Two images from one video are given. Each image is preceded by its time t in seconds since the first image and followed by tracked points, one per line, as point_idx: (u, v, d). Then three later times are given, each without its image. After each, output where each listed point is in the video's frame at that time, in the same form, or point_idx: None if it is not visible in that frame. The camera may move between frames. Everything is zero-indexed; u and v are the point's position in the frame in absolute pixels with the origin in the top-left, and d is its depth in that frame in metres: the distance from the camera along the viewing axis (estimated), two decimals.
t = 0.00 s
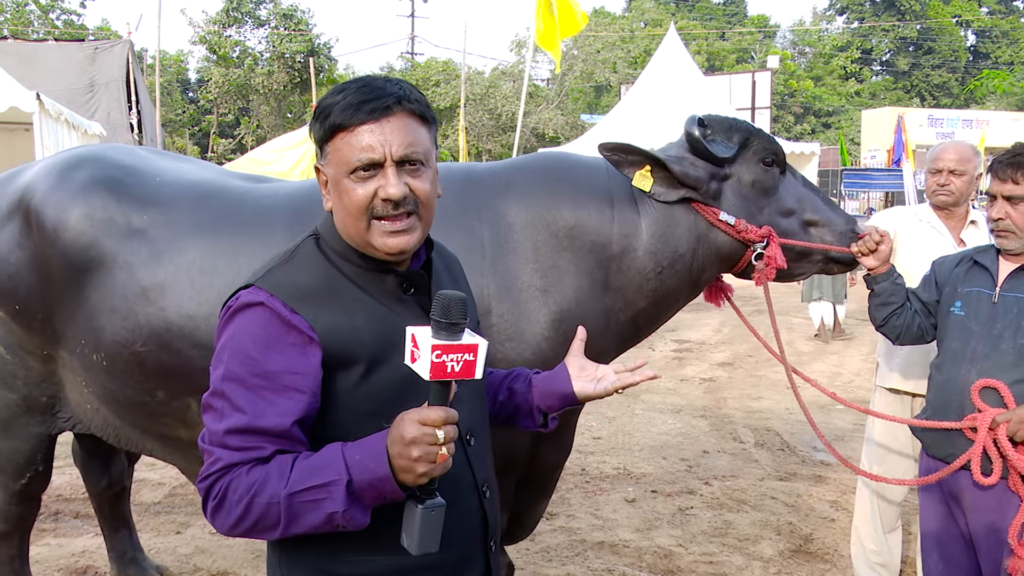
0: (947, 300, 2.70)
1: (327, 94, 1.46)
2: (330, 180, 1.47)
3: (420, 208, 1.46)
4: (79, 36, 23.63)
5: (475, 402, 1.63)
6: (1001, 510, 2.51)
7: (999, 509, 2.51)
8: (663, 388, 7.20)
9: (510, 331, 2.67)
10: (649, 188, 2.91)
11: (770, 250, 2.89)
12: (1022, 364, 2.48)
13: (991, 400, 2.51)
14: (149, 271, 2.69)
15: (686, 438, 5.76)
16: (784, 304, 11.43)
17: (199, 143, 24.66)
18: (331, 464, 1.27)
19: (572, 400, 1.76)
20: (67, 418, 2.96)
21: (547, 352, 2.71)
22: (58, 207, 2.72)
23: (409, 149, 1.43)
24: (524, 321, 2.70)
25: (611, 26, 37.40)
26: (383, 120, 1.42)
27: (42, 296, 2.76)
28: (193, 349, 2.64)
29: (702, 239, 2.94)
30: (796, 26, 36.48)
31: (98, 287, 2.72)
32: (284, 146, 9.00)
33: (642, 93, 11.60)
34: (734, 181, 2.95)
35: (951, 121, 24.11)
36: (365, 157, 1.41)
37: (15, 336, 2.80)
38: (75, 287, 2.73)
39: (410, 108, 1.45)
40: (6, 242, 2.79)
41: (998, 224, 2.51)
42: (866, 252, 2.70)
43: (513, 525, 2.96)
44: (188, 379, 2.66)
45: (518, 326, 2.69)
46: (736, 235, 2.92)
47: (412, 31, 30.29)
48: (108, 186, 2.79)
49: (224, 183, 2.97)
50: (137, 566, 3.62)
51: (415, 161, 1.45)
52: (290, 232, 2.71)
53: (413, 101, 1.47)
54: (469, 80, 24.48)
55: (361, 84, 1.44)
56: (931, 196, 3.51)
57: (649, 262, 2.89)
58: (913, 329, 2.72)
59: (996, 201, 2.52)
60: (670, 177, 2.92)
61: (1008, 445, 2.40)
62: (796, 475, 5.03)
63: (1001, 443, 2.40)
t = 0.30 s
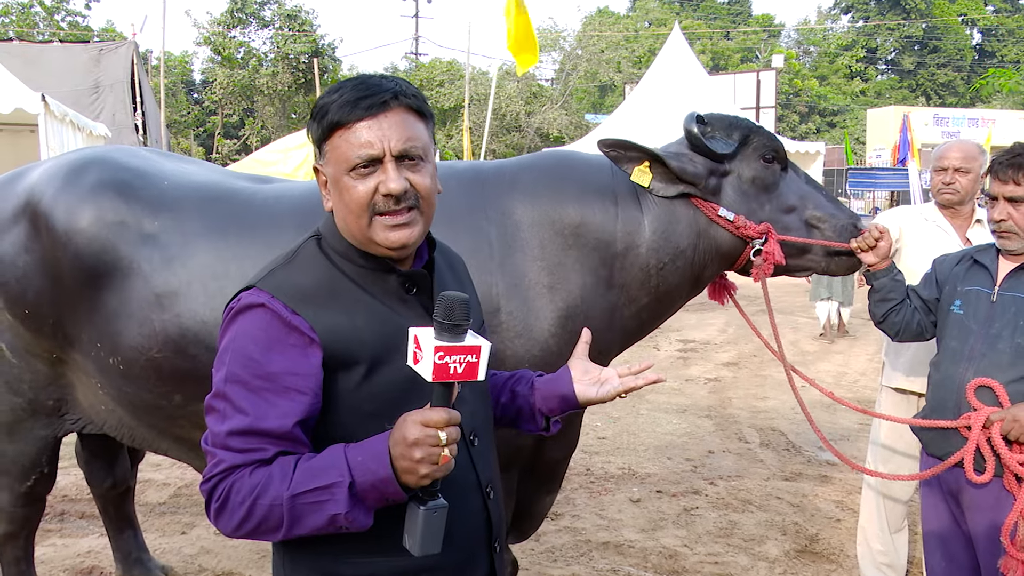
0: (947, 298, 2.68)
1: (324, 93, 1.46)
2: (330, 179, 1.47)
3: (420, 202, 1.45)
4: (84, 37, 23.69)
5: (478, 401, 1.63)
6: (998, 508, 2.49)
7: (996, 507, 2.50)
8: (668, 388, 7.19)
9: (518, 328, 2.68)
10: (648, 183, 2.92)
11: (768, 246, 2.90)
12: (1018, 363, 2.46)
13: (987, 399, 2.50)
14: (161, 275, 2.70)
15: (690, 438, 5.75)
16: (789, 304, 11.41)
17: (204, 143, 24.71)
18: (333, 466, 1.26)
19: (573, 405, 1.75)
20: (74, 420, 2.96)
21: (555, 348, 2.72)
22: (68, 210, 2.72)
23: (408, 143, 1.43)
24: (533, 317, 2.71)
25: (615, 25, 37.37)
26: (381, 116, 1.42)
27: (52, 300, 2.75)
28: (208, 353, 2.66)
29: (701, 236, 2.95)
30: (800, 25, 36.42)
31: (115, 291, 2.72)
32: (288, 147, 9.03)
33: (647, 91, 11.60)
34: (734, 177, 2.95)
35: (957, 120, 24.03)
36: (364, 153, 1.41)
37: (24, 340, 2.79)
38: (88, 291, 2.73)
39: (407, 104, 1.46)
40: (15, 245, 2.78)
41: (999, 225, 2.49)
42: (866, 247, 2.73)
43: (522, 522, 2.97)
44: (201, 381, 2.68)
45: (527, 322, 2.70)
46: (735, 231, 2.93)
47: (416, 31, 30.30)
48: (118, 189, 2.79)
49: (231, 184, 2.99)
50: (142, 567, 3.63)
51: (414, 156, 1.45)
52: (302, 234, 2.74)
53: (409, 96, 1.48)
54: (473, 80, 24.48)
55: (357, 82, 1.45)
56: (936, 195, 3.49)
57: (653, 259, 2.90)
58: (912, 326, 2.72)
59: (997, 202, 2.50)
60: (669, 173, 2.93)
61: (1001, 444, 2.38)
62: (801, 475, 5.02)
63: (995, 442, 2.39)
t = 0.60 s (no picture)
0: (945, 297, 2.68)
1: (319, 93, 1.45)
2: (327, 179, 1.46)
3: (418, 201, 1.45)
4: (86, 39, 23.72)
5: (478, 403, 1.62)
6: (998, 507, 2.49)
7: (996, 505, 2.49)
8: (670, 387, 7.18)
9: (521, 322, 2.71)
10: (644, 180, 2.94)
11: (763, 244, 2.93)
12: (1016, 362, 2.45)
13: (985, 398, 2.49)
14: (175, 275, 2.72)
15: (692, 438, 5.74)
16: (790, 303, 11.40)
17: (206, 145, 24.74)
18: (332, 469, 1.26)
19: (573, 405, 1.73)
20: (82, 421, 2.96)
21: (556, 342, 2.75)
22: (81, 211, 2.73)
23: (404, 141, 1.43)
24: (535, 312, 2.74)
25: (616, 25, 37.35)
26: (376, 113, 1.42)
27: (65, 302, 2.75)
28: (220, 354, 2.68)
29: (698, 233, 2.97)
30: (802, 25, 36.41)
31: (133, 293, 2.74)
32: (289, 148, 9.03)
33: (649, 91, 11.62)
34: (730, 176, 2.97)
35: (959, 118, 24.02)
36: (360, 152, 1.41)
37: (34, 342, 2.79)
38: (103, 293, 2.74)
39: (401, 101, 1.46)
40: (26, 246, 2.78)
41: (998, 224, 2.48)
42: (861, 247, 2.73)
43: (524, 518, 2.98)
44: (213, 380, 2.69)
45: (529, 317, 2.73)
46: (730, 229, 2.94)
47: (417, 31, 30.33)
48: (130, 191, 2.81)
49: (239, 185, 3.02)
50: (145, 568, 3.63)
51: (411, 153, 1.45)
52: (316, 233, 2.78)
53: (405, 94, 1.48)
54: (474, 81, 24.50)
55: (353, 81, 1.45)
56: (936, 194, 3.48)
57: (651, 255, 2.93)
58: (910, 324, 2.72)
59: (995, 201, 2.49)
60: (665, 171, 2.96)
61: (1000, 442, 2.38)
62: (804, 475, 5.01)
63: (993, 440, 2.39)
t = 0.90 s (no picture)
0: (948, 296, 2.67)
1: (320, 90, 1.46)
2: (331, 177, 1.47)
3: (423, 192, 1.46)
4: (88, 40, 23.76)
5: (480, 403, 1.62)
6: (1003, 507, 2.48)
7: (1001, 506, 2.49)
8: (672, 387, 7.17)
9: (524, 319, 2.74)
10: (637, 178, 2.98)
11: (753, 244, 2.94)
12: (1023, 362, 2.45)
13: (992, 399, 2.49)
14: (184, 275, 2.73)
15: (695, 438, 5.74)
16: (793, 303, 11.39)
17: (208, 146, 24.77)
18: (336, 471, 1.26)
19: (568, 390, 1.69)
20: (87, 421, 2.97)
21: (558, 339, 2.78)
22: (88, 213, 2.74)
23: (408, 134, 1.44)
24: (537, 309, 2.77)
25: (619, 25, 37.36)
26: (380, 107, 1.43)
27: (71, 303, 2.75)
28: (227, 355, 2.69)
29: (693, 230, 2.99)
30: (804, 24, 36.42)
31: (142, 293, 2.75)
32: (292, 148, 9.03)
33: (651, 91, 11.66)
34: (723, 175, 2.99)
35: (962, 118, 23.95)
36: (366, 144, 1.41)
37: (40, 344, 2.79)
38: (111, 294, 2.74)
39: (404, 96, 1.47)
40: (32, 248, 2.78)
41: (1003, 223, 2.48)
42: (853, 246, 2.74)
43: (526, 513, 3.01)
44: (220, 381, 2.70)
45: (532, 314, 2.76)
46: (722, 229, 2.96)
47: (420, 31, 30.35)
48: (136, 191, 2.81)
49: (243, 185, 3.04)
50: (147, 568, 3.63)
51: (414, 147, 1.46)
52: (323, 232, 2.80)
53: (405, 89, 1.49)
54: (476, 81, 24.51)
55: (355, 78, 1.46)
56: (938, 193, 3.47)
57: (649, 253, 2.97)
58: (910, 324, 2.72)
59: (1000, 200, 2.49)
60: (658, 169, 3.00)
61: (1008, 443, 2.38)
62: (807, 475, 5.00)
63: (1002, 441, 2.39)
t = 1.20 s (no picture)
0: (949, 297, 2.67)
1: (339, 92, 1.45)
2: (344, 180, 1.46)
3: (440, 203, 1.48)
4: (90, 39, 23.78)
5: (482, 400, 1.61)
6: (1003, 507, 2.48)
7: (1002, 506, 2.48)
8: (673, 387, 7.17)
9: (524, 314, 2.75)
10: (632, 179, 3.01)
11: (748, 243, 2.99)
12: None
13: (992, 398, 2.49)
14: (190, 272, 2.73)
15: (696, 438, 5.73)
16: (795, 303, 11.38)
17: (210, 145, 24.78)
18: (341, 470, 1.26)
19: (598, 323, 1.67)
20: (87, 421, 2.97)
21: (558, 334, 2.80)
22: (91, 214, 2.73)
23: (428, 144, 1.45)
24: (538, 305, 2.78)
25: (621, 24, 37.35)
26: (402, 117, 1.43)
27: (73, 304, 2.75)
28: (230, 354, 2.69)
29: (687, 230, 3.05)
30: (807, 24, 36.41)
31: (146, 294, 2.75)
32: (293, 147, 9.02)
33: (654, 89, 11.72)
34: (719, 175, 3.03)
35: (964, 118, 23.89)
36: (388, 154, 1.41)
37: (41, 344, 2.80)
38: (114, 294, 2.74)
39: (423, 105, 1.48)
40: (33, 250, 2.78)
41: (1006, 222, 2.47)
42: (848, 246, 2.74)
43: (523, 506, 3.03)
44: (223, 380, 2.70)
45: (532, 310, 2.77)
46: (717, 228, 3.02)
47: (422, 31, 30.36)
48: (139, 192, 2.82)
49: (244, 185, 3.05)
50: (149, 567, 3.63)
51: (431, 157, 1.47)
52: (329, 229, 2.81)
53: (424, 98, 1.50)
54: (478, 80, 24.49)
55: (376, 82, 1.45)
56: (936, 193, 3.47)
57: (645, 251, 3.02)
58: (909, 322, 2.73)
59: (1005, 199, 2.48)
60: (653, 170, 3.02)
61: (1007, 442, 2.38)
62: (808, 475, 5.00)
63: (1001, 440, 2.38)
